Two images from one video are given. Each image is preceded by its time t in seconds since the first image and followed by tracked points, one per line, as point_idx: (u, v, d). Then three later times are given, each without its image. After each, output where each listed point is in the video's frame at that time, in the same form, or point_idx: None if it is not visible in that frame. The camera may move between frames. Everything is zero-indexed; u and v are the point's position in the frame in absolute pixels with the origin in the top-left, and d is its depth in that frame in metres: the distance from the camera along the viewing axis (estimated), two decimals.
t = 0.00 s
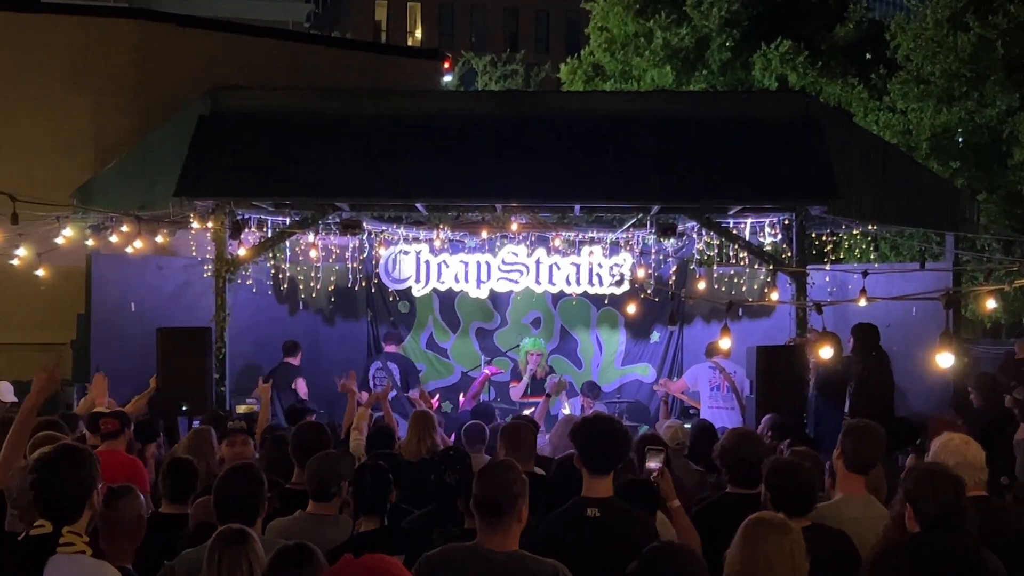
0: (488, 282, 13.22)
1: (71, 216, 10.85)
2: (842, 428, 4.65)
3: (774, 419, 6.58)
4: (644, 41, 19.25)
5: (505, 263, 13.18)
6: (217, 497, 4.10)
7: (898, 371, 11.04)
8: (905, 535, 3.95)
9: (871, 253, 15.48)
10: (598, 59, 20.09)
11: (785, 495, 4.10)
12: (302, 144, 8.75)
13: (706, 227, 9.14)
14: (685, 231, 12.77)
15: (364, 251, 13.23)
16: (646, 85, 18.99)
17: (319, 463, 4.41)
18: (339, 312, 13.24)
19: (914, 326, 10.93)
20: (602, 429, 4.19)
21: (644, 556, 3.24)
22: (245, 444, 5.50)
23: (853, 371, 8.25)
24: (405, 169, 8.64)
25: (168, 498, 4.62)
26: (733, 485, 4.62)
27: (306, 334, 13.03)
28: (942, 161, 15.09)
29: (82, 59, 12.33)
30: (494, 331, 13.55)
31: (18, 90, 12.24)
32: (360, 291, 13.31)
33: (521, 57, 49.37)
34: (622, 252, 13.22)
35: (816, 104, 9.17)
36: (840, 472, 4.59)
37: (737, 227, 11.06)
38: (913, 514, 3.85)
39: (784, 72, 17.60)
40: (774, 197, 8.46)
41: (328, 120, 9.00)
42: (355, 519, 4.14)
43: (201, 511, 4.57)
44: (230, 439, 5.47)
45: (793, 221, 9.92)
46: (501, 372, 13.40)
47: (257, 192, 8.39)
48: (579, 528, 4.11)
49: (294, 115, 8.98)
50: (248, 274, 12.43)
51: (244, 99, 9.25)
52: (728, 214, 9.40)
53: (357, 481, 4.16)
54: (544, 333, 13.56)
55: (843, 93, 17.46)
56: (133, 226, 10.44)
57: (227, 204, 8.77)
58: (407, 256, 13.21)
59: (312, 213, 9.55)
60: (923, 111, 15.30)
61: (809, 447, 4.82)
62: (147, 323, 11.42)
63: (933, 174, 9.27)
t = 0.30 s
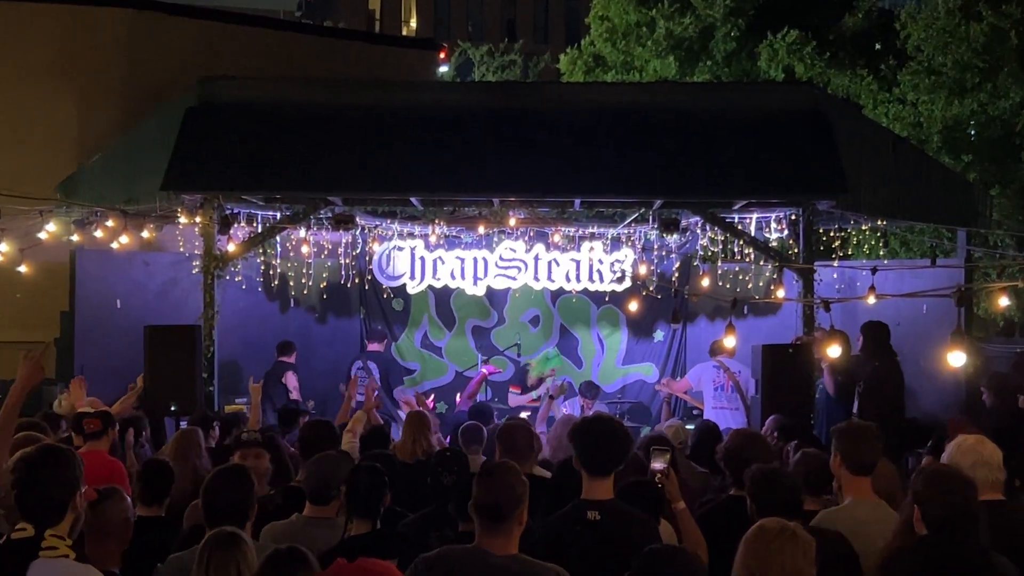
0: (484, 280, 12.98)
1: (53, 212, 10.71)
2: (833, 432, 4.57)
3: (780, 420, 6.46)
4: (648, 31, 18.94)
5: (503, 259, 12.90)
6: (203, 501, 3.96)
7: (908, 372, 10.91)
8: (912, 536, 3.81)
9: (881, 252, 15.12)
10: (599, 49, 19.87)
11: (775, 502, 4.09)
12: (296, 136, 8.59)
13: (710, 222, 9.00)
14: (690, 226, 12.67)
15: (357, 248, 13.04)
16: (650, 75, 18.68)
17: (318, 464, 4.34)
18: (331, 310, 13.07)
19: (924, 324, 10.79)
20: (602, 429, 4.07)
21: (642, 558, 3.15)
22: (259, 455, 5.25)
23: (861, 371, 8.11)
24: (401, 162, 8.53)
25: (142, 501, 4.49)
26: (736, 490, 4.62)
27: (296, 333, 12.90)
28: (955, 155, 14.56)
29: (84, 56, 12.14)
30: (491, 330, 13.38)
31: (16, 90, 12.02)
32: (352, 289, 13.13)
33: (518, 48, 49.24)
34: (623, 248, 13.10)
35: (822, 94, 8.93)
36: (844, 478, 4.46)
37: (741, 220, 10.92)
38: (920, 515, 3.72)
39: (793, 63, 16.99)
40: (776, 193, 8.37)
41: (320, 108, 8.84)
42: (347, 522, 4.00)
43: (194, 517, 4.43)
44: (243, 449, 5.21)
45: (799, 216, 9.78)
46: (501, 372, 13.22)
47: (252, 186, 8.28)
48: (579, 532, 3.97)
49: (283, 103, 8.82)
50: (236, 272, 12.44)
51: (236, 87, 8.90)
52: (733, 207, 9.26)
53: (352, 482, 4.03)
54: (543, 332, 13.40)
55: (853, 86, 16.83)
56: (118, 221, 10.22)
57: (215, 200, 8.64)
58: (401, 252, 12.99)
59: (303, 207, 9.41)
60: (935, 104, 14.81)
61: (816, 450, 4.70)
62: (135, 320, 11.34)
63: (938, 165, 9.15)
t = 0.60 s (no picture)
0: (481, 276, 12.93)
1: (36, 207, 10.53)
2: (830, 432, 4.46)
3: (786, 424, 6.37)
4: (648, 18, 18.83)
5: (499, 256, 12.91)
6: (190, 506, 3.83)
7: (916, 372, 10.78)
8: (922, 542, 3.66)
9: (890, 246, 14.79)
10: (598, 38, 19.87)
11: (776, 499, 3.96)
12: (288, 129, 8.47)
13: (714, 218, 8.88)
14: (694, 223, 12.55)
15: (349, 243, 12.92)
16: (651, 66, 18.49)
17: (313, 467, 4.20)
18: (323, 308, 12.92)
19: (936, 323, 10.66)
20: (604, 430, 3.92)
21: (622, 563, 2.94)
22: (270, 453, 5.00)
23: (870, 371, 7.98)
24: (396, 155, 8.41)
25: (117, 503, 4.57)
26: (740, 493, 4.51)
27: (286, 331, 12.74)
28: (965, 147, 14.19)
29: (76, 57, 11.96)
30: (487, 329, 13.28)
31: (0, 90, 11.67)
32: (345, 286, 13.00)
33: (515, 37, 49.05)
34: (624, 245, 12.92)
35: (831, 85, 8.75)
36: (842, 481, 4.34)
37: (746, 216, 10.78)
38: (927, 523, 3.57)
39: (798, 53, 16.31)
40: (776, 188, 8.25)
41: (313, 97, 8.69)
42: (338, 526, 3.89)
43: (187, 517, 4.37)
44: (251, 447, 5.00)
45: (805, 211, 9.66)
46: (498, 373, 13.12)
47: (245, 181, 8.16)
48: (579, 536, 3.85)
49: (275, 94, 8.65)
50: (225, 268, 12.33)
51: (222, 77, 8.69)
52: (738, 202, 9.14)
53: (345, 484, 3.91)
54: (540, 331, 13.27)
55: (860, 76, 16.05)
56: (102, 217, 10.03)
57: (202, 193, 8.53)
58: (395, 248, 12.96)
59: (295, 201, 9.28)
60: (946, 94, 14.37)
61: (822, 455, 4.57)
62: (119, 319, 11.21)
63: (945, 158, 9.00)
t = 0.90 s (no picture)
0: (476, 273, 12.84)
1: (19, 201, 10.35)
2: (830, 433, 4.39)
3: (790, 424, 6.29)
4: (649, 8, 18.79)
5: (496, 252, 12.80)
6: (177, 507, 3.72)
7: (924, 370, 10.67)
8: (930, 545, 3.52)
9: (897, 241, 14.55)
10: (598, 28, 19.86)
11: (760, 501, 3.99)
12: (283, 122, 8.37)
13: (718, 214, 8.78)
14: (697, 219, 12.44)
15: (342, 239, 12.88)
16: (654, 57, 18.42)
17: (308, 466, 4.14)
18: (314, 306, 12.86)
19: (943, 321, 10.55)
20: (603, 431, 3.82)
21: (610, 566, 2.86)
22: (255, 461, 4.89)
23: (875, 370, 7.87)
24: (390, 147, 8.30)
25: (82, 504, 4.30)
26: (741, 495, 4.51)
27: (276, 328, 12.67)
28: (975, 140, 13.81)
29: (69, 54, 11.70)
30: (483, 326, 13.19)
31: None
32: (337, 283, 12.91)
33: (511, 27, 48.86)
34: (623, 241, 12.78)
35: (834, 78, 8.68)
36: (846, 485, 4.24)
37: (750, 211, 10.70)
38: (933, 526, 3.43)
39: (801, 43, 16.11)
40: (774, 182, 8.14)
41: (305, 91, 8.60)
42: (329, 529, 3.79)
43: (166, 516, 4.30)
44: (236, 453, 4.85)
45: (810, 206, 9.56)
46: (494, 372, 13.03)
47: (237, 174, 8.04)
48: (578, 539, 3.73)
49: (272, 87, 8.57)
50: (214, 266, 12.23)
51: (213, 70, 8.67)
52: (741, 196, 9.04)
53: (337, 486, 3.81)
54: (538, 329, 13.17)
55: (867, 68, 15.78)
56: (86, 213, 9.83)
57: (190, 188, 8.41)
58: (388, 244, 12.78)
59: (284, 197, 9.15)
60: (955, 87, 14.01)
61: (825, 455, 4.43)
62: (106, 315, 11.13)
63: (952, 149, 8.85)
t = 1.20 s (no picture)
0: (470, 270, 12.77)
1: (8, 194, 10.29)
2: (830, 435, 4.33)
3: (791, 424, 6.23)
4: None
5: (491, 248, 12.72)
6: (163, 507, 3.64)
7: (928, 368, 10.59)
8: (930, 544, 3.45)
9: (901, 237, 14.44)
10: (596, 19, 19.75)
11: (753, 502, 3.98)
12: (278, 114, 8.28)
13: (718, 208, 8.71)
14: (696, 214, 12.36)
15: (334, 235, 12.69)
16: (654, 48, 18.30)
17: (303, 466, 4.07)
18: (306, 303, 12.73)
19: (946, 317, 10.48)
20: (601, 430, 3.75)
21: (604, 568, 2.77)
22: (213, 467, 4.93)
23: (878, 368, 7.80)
24: (386, 143, 8.22)
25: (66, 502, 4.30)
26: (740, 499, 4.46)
27: (269, 325, 12.62)
28: (980, 133, 13.71)
29: (58, 46, 11.49)
30: (478, 324, 13.07)
31: None
32: (329, 280, 12.77)
33: (507, 18, 48.69)
34: (622, 236, 12.77)
35: (836, 70, 8.60)
36: (849, 487, 4.17)
37: (751, 206, 10.62)
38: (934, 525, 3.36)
39: (803, 34, 15.99)
40: (774, 176, 8.06)
41: (298, 83, 8.50)
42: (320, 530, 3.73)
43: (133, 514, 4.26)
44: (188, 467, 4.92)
45: (812, 200, 9.49)
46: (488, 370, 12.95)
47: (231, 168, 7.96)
48: (576, 540, 3.66)
49: (268, 79, 8.48)
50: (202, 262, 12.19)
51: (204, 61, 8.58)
52: (743, 191, 8.97)
53: (327, 486, 3.74)
54: (533, 328, 13.09)
55: (871, 60, 15.66)
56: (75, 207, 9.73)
57: (180, 181, 8.33)
58: (382, 239, 12.73)
59: (276, 190, 9.07)
60: (960, 79, 13.89)
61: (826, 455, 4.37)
62: (94, 312, 11.05)
63: (955, 143, 8.76)
